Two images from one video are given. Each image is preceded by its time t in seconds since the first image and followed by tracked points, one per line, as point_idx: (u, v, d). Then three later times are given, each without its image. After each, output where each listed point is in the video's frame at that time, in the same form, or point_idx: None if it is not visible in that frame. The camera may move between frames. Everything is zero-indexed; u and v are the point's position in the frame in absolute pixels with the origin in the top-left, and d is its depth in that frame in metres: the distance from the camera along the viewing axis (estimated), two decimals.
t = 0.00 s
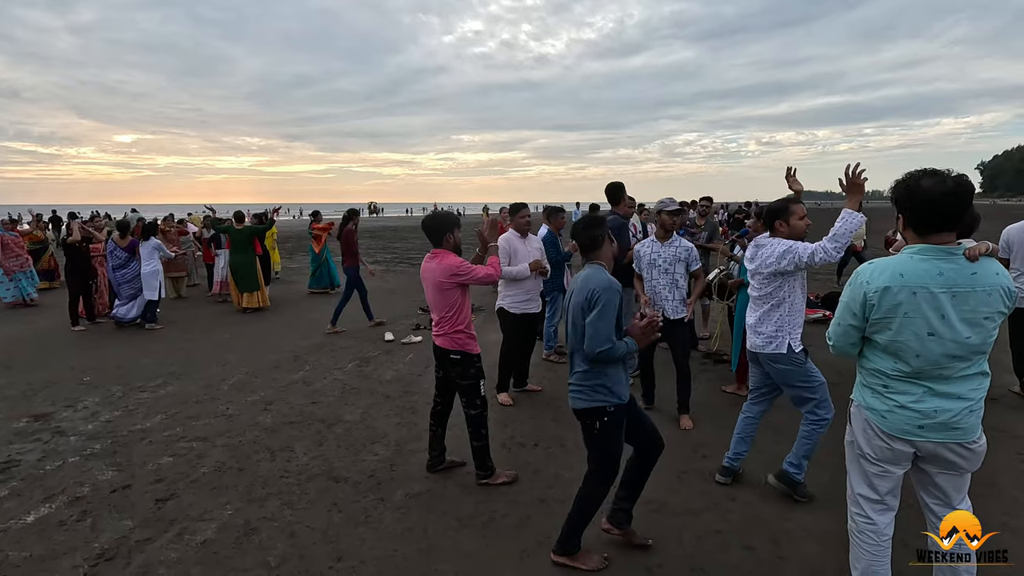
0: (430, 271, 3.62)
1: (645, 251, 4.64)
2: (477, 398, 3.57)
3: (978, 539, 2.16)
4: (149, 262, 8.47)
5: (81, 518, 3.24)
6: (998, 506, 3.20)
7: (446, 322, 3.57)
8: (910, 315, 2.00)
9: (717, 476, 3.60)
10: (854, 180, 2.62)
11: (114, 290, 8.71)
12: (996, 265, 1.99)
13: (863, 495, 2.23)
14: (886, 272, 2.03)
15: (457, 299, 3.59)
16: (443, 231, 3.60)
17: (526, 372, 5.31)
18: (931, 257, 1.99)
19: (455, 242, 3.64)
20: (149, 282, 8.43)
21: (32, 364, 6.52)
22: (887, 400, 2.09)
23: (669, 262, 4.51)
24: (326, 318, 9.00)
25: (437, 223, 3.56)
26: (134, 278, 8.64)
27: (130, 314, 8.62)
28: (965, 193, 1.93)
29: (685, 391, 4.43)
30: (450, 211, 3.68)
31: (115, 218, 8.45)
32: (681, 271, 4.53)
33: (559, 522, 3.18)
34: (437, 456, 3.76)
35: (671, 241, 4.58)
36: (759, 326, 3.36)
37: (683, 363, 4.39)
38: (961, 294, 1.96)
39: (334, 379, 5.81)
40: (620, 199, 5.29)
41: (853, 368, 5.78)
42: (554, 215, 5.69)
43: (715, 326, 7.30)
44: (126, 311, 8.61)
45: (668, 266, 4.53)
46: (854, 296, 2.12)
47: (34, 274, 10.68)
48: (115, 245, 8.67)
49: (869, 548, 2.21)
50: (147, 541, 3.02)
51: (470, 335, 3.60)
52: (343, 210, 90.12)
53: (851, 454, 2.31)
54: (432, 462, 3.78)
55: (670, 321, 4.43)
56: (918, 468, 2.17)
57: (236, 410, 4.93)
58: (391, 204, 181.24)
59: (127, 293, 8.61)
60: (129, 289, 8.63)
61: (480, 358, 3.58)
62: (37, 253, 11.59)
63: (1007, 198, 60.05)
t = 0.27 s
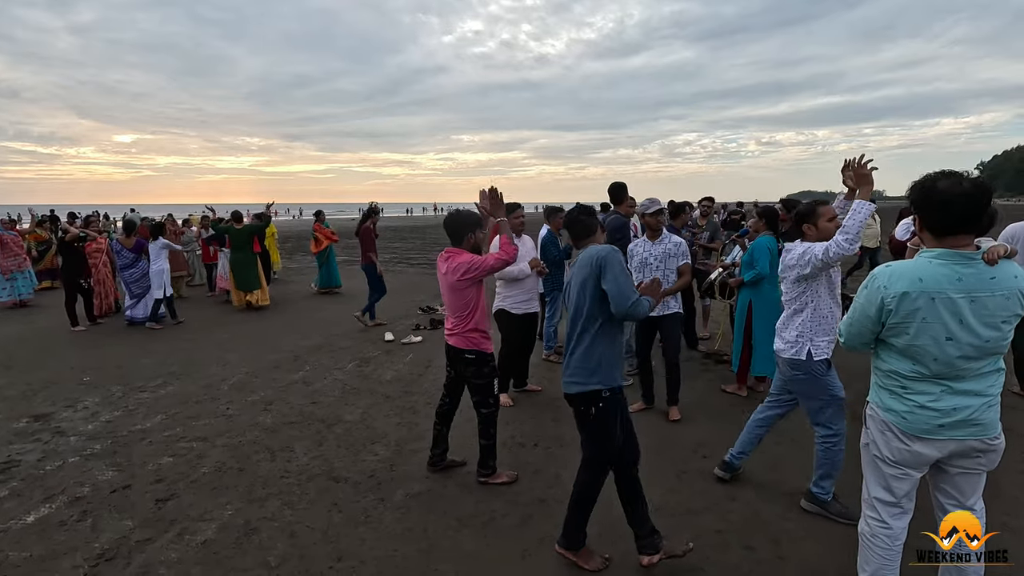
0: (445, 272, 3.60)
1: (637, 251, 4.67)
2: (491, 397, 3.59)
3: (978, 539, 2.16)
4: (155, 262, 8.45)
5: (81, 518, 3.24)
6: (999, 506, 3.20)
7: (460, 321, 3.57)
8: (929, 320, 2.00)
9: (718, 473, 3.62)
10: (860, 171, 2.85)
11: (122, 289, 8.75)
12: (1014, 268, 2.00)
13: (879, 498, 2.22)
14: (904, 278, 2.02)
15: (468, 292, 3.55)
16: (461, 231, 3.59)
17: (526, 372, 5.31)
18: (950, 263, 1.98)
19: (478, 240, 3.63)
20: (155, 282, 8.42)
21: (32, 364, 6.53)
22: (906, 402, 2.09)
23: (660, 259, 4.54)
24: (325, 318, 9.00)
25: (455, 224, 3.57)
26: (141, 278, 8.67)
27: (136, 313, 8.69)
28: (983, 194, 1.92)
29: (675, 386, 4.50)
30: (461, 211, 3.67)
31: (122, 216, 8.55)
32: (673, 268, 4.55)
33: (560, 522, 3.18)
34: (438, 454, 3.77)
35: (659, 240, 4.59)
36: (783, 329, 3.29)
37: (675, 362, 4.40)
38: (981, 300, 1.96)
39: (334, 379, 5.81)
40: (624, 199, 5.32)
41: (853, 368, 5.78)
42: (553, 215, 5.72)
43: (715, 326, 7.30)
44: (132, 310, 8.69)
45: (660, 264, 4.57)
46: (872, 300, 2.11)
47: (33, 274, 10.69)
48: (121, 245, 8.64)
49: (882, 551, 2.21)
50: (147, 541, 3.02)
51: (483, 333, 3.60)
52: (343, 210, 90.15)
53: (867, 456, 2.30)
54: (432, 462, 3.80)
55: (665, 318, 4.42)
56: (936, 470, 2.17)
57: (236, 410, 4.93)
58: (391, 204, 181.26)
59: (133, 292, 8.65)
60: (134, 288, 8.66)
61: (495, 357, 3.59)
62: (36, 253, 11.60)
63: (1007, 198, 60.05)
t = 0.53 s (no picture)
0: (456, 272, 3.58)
1: (639, 254, 4.67)
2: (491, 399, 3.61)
3: (979, 539, 2.15)
4: (169, 260, 8.61)
5: (81, 518, 3.24)
6: (999, 506, 3.20)
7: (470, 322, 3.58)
8: (941, 325, 2.00)
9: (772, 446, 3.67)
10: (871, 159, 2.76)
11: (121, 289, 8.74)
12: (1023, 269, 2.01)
13: (884, 496, 2.22)
14: (914, 284, 2.03)
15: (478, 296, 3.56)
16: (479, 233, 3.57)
17: (526, 372, 5.31)
18: (960, 267, 1.98)
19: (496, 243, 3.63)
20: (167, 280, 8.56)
21: (32, 364, 6.53)
22: (921, 406, 2.08)
23: (661, 261, 4.54)
24: (325, 318, 9.00)
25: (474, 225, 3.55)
26: (145, 277, 8.73)
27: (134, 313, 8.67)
28: (995, 197, 1.89)
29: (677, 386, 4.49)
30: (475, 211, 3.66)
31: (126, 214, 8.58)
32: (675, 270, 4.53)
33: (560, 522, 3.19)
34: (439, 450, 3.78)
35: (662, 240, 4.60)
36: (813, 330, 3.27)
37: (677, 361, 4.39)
38: (992, 302, 1.97)
39: (334, 379, 5.81)
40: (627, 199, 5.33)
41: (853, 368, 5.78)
42: (553, 215, 5.74)
43: (715, 326, 7.31)
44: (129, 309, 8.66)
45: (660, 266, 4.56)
46: (883, 304, 2.11)
47: (33, 274, 10.70)
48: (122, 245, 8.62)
49: (883, 547, 2.22)
50: (148, 541, 3.02)
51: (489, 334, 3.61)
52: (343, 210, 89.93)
53: (875, 455, 2.30)
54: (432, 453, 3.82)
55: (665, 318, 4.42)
56: (947, 470, 2.17)
57: (237, 410, 4.93)
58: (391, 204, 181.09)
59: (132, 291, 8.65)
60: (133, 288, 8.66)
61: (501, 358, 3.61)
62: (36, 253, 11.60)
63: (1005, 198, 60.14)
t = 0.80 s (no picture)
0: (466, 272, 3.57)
1: (649, 253, 4.62)
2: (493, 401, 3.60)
3: (979, 539, 2.15)
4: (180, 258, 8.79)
5: (81, 518, 3.24)
6: (998, 506, 3.20)
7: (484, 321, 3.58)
8: (938, 322, 2.00)
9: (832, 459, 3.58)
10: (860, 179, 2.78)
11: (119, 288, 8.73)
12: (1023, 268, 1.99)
13: (887, 498, 2.22)
14: (910, 282, 2.03)
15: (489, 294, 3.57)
16: (488, 230, 3.55)
17: (526, 372, 5.31)
18: (957, 264, 1.98)
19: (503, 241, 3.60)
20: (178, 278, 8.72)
21: (32, 364, 6.53)
22: (919, 405, 2.08)
23: (676, 262, 4.51)
24: (325, 318, 8.98)
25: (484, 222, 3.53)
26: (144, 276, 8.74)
27: (134, 313, 8.68)
28: (993, 196, 1.90)
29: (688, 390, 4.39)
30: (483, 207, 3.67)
31: (126, 213, 8.52)
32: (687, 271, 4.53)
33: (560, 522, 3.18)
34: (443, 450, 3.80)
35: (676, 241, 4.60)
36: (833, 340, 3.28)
37: (689, 361, 4.38)
38: (989, 300, 1.96)
39: (334, 379, 5.81)
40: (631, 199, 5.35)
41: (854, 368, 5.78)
42: (553, 215, 5.75)
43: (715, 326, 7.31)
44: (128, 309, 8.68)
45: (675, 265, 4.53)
46: (881, 301, 2.12)
47: (33, 274, 10.68)
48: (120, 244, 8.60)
49: (886, 550, 2.22)
50: (148, 541, 3.02)
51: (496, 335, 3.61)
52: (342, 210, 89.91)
53: (875, 456, 2.30)
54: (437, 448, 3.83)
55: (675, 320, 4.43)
56: (946, 470, 2.16)
57: (237, 410, 4.93)
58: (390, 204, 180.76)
59: (131, 292, 8.65)
60: (133, 288, 8.66)
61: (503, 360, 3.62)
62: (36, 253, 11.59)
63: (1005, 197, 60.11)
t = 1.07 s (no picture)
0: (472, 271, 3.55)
1: (665, 252, 4.65)
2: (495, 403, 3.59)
3: (978, 539, 2.15)
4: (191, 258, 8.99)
5: (81, 518, 3.24)
6: (999, 506, 3.20)
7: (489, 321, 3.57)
8: (922, 317, 2.01)
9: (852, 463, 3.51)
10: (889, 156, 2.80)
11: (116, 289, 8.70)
12: (1013, 268, 1.97)
13: (877, 498, 2.22)
14: (897, 275, 2.04)
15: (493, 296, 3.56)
16: (492, 231, 3.61)
17: (526, 372, 5.31)
18: (944, 259, 1.98)
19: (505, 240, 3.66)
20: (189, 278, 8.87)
21: (31, 364, 6.52)
22: (904, 401, 2.09)
23: (690, 262, 4.53)
24: (324, 318, 8.97)
25: (485, 224, 3.57)
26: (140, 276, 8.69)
27: (131, 313, 8.66)
28: (984, 194, 1.90)
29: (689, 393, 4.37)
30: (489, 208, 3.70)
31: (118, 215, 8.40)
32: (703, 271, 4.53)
33: (560, 521, 3.18)
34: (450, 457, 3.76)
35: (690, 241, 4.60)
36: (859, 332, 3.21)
37: (691, 362, 4.38)
38: (976, 296, 1.95)
39: (334, 379, 5.81)
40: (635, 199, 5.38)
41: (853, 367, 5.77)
42: (553, 214, 5.74)
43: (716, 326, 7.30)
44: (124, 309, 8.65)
45: (689, 266, 4.54)
46: (868, 295, 2.14)
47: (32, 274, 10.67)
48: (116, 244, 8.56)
49: (880, 550, 2.21)
50: (148, 541, 3.02)
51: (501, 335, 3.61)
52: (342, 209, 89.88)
53: (865, 456, 2.30)
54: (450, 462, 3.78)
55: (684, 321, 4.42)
56: (934, 470, 2.17)
57: (237, 410, 4.93)
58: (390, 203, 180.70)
59: (127, 291, 8.62)
60: (129, 288, 8.63)
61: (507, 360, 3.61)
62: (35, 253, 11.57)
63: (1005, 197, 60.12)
